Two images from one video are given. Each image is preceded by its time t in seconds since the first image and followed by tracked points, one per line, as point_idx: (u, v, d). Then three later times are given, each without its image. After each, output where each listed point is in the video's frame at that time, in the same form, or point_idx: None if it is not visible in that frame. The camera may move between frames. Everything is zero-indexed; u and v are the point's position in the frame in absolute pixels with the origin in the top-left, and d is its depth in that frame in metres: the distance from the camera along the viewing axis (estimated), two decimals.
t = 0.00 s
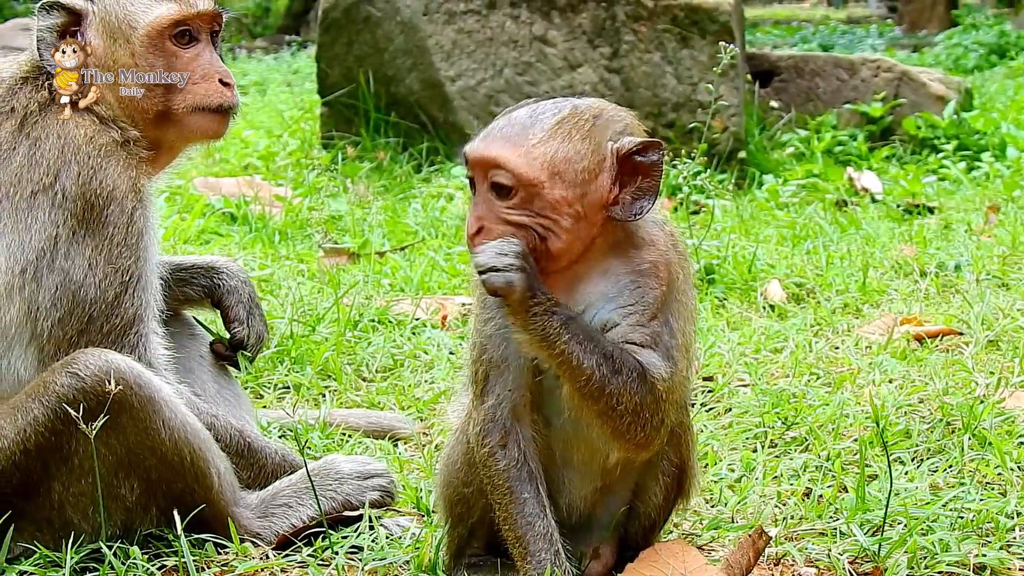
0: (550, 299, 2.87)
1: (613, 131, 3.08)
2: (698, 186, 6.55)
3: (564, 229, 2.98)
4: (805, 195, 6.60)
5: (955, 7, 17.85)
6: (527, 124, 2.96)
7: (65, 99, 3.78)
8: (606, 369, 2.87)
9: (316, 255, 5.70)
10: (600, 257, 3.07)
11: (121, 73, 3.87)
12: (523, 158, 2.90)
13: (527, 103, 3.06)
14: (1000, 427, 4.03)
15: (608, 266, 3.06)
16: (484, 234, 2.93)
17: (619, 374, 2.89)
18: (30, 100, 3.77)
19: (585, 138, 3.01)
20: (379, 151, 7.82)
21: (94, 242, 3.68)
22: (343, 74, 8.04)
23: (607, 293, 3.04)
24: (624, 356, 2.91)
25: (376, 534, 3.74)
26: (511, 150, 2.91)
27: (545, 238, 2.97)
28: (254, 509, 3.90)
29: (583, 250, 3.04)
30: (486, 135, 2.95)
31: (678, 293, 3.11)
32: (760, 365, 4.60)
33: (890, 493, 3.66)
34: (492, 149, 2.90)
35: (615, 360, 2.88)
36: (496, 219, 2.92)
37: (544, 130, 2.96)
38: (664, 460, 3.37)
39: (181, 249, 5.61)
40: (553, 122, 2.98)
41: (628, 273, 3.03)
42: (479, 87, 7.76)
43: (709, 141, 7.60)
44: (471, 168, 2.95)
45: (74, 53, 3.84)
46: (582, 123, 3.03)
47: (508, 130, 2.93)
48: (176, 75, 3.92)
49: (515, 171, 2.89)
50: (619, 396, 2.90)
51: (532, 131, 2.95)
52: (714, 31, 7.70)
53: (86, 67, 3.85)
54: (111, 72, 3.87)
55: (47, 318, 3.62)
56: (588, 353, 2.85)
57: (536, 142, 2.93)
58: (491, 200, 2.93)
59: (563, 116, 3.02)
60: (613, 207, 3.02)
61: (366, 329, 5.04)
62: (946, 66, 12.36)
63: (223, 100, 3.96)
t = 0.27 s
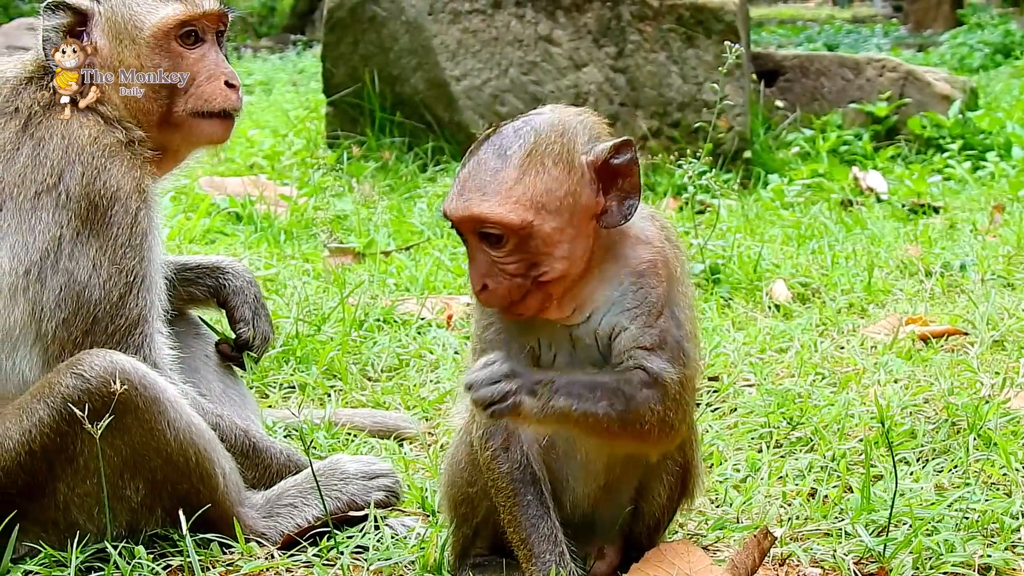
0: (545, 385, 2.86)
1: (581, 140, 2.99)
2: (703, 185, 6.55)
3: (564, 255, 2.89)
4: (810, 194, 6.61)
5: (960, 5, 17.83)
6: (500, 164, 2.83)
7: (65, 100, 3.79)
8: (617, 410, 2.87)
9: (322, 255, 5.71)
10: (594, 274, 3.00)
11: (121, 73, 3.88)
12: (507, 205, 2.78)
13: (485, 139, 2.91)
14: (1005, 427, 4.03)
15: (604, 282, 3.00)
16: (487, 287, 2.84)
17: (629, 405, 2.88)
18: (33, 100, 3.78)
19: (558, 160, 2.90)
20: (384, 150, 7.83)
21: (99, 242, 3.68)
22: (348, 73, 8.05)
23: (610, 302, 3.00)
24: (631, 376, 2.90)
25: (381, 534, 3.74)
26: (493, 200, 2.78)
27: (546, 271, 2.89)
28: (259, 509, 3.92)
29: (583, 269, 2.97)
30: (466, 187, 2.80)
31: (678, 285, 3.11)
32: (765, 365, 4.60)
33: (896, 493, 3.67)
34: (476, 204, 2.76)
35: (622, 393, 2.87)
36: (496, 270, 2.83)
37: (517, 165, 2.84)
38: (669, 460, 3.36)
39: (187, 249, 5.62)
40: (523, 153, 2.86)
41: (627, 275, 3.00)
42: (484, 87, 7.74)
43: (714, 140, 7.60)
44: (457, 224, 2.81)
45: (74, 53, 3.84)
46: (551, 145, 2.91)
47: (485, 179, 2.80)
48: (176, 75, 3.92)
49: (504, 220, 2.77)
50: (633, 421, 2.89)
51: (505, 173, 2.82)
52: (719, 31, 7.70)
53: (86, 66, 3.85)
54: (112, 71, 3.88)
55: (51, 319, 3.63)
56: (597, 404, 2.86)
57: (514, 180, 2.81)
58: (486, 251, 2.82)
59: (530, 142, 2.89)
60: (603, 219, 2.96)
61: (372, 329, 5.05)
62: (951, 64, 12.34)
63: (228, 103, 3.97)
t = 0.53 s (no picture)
0: (588, 323, 2.89)
1: (570, 155, 2.99)
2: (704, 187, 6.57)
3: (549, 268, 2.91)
4: (811, 196, 6.61)
5: (963, 10, 17.85)
6: (485, 180, 2.83)
7: (65, 99, 3.81)
8: (645, 368, 2.92)
9: (323, 257, 5.72)
10: (586, 281, 3.05)
11: (121, 73, 3.89)
12: (491, 219, 2.80)
13: (475, 149, 2.92)
14: (1004, 425, 4.02)
15: (595, 290, 3.05)
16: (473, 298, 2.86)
17: (657, 368, 2.94)
18: (33, 103, 3.81)
19: (545, 177, 2.91)
20: (386, 153, 7.86)
21: (97, 246, 3.70)
22: (350, 76, 8.07)
23: (609, 305, 3.04)
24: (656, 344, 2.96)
25: (381, 535, 3.74)
26: (477, 214, 2.79)
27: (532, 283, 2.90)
28: (259, 510, 3.92)
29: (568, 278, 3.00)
30: (450, 201, 2.81)
31: (683, 279, 3.16)
32: (765, 365, 4.61)
33: (894, 491, 3.66)
34: (461, 219, 2.77)
35: (653, 355, 2.93)
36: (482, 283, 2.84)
37: (502, 181, 2.84)
38: (671, 460, 3.36)
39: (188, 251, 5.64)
40: (508, 169, 2.86)
41: (626, 279, 3.04)
42: (485, 90, 7.76)
43: (715, 142, 7.61)
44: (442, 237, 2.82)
45: (74, 53, 3.87)
46: (539, 162, 2.91)
47: (468, 194, 2.80)
48: (177, 75, 3.93)
49: (488, 234, 2.78)
50: (661, 385, 2.95)
51: (490, 186, 2.82)
52: (721, 32, 7.74)
53: (86, 66, 3.88)
54: (112, 72, 3.89)
55: (50, 322, 3.65)
56: (629, 357, 2.90)
57: (500, 197, 2.81)
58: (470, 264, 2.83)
59: (517, 159, 2.88)
60: (590, 236, 2.97)
61: (372, 331, 5.07)
62: (952, 68, 12.34)
63: (226, 108, 3.97)
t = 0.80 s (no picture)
0: (540, 342, 2.84)
1: (552, 153, 2.98)
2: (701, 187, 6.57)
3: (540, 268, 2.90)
4: (808, 195, 6.61)
5: (957, 6, 17.86)
6: (467, 187, 2.83)
7: (65, 99, 3.81)
8: (609, 385, 2.89)
9: (320, 259, 5.72)
10: (576, 282, 3.01)
11: (121, 73, 3.90)
12: (477, 224, 2.79)
13: (457, 157, 2.92)
14: (1003, 426, 4.02)
15: (586, 290, 3.01)
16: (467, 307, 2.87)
17: (619, 386, 2.91)
18: (30, 105, 3.80)
19: (528, 176, 2.90)
20: (382, 154, 7.85)
21: (95, 249, 3.69)
22: (346, 78, 8.06)
23: (601, 306, 3.02)
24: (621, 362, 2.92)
25: (381, 537, 3.74)
26: (463, 221, 2.79)
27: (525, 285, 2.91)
28: (258, 513, 3.91)
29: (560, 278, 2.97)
30: (435, 214, 2.82)
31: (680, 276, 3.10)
32: (763, 366, 4.61)
33: (893, 492, 3.67)
34: (446, 230, 2.78)
35: (614, 373, 2.90)
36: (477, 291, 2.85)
37: (484, 186, 2.83)
38: (668, 462, 3.37)
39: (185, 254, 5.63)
40: (491, 173, 2.86)
41: (619, 275, 3.03)
42: (481, 90, 7.76)
43: (711, 142, 7.61)
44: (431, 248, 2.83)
45: (74, 53, 3.89)
46: (521, 162, 2.91)
47: (452, 203, 2.81)
48: (177, 75, 3.93)
49: (476, 240, 2.78)
50: (621, 403, 2.92)
51: (474, 193, 2.82)
52: (716, 33, 7.73)
53: (86, 67, 3.89)
54: (112, 72, 3.90)
55: (48, 325, 3.64)
56: (587, 375, 2.86)
57: (484, 203, 2.81)
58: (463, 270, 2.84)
59: (500, 162, 2.88)
60: (577, 231, 2.96)
61: (370, 332, 5.06)
62: (948, 65, 12.35)
63: (225, 113, 3.97)
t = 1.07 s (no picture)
0: (560, 319, 2.87)
1: (537, 147, 3.00)
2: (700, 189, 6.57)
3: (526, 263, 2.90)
4: (807, 197, 6.62)
5: (956, 11, 17.88)
6: (454, 179, 2.84)
7: (65, 100, 3.82)
8: (624, 359, 2.91)
9: (319, 261, 5.71)
10: (563, 276, 3.05)
11: (121, 73, 3.89)
12: (463, 215, 2.79)
13: (443, 153, 2.94)
14: (1004, 423, 4.01)
15: (573, 282, 3.06)
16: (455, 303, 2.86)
17: (636, 357, 2.93)
18: (29, 106, 3.80)
19: (513, 169, 2.92)
20: (382, 157, 7.84)
21: (94, 251, 3.68)
22: (345, 80, 8.07)
23: (589, 296, 3.05)
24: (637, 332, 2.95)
25: (381, 538, 3.73)
26: (448, 212, 2.79)
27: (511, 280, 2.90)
28: (258, 515, 3.90)
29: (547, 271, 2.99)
30: (421, 206, 2.81)
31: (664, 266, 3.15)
32: (764, 366, 4.60)
33: (895, 490, 3.66)
34: (431, 221, 2.77)
35: (630, 346, 2.92)
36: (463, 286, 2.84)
37: (471, 178, 2.84)
38: (666, 457, 3.36)
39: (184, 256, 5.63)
40: (478, 165, 2.87)
41: (605, 268, 3.06)
42: (481, 93, 7.75)
43: (710, 144, 7.61)
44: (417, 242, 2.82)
45: (74, 53, 3.88)
46: (507, 154, 2.93)
47: (438, 195, 2.81)
48: (177, 75, 3.93)
49: (461, 230, 2.77)
50: (641, 371, 2.94)
51: (461, 183, 2.83)
52: (715, 34, 7.74)
53: (86, 66, 3.88)
54: (111, 73, 3.89)
55: (47, 327, 3.63)
56: (606, 350, 2.89)
57: (469, 194, 2.82)
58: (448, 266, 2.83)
59: (485, 155, 2.90)
60: (565, 226, 2.96)
61: (369, 334, 5.06)
62: (948, 68, 12.36)
63: (223, 115, 3.97)
